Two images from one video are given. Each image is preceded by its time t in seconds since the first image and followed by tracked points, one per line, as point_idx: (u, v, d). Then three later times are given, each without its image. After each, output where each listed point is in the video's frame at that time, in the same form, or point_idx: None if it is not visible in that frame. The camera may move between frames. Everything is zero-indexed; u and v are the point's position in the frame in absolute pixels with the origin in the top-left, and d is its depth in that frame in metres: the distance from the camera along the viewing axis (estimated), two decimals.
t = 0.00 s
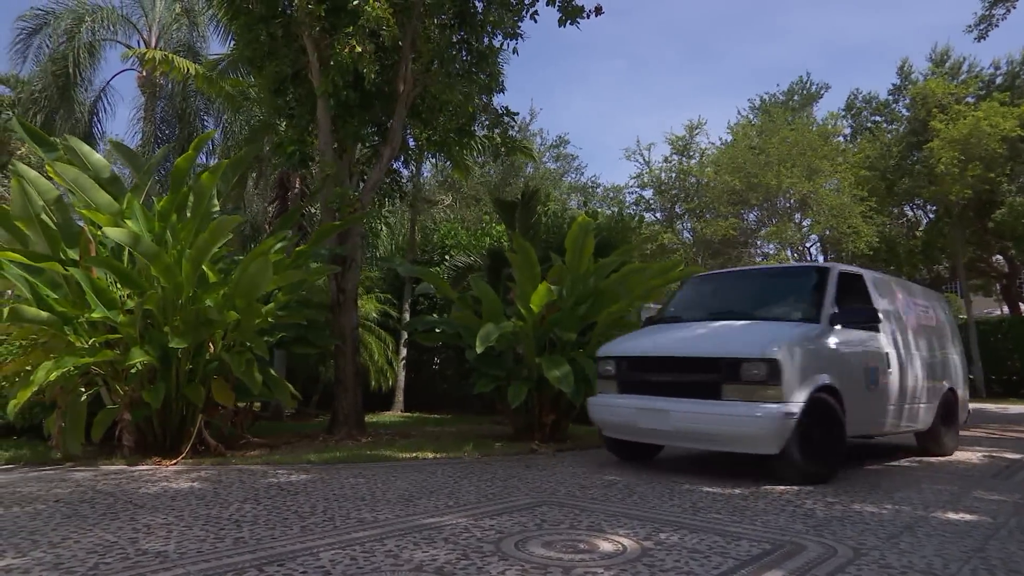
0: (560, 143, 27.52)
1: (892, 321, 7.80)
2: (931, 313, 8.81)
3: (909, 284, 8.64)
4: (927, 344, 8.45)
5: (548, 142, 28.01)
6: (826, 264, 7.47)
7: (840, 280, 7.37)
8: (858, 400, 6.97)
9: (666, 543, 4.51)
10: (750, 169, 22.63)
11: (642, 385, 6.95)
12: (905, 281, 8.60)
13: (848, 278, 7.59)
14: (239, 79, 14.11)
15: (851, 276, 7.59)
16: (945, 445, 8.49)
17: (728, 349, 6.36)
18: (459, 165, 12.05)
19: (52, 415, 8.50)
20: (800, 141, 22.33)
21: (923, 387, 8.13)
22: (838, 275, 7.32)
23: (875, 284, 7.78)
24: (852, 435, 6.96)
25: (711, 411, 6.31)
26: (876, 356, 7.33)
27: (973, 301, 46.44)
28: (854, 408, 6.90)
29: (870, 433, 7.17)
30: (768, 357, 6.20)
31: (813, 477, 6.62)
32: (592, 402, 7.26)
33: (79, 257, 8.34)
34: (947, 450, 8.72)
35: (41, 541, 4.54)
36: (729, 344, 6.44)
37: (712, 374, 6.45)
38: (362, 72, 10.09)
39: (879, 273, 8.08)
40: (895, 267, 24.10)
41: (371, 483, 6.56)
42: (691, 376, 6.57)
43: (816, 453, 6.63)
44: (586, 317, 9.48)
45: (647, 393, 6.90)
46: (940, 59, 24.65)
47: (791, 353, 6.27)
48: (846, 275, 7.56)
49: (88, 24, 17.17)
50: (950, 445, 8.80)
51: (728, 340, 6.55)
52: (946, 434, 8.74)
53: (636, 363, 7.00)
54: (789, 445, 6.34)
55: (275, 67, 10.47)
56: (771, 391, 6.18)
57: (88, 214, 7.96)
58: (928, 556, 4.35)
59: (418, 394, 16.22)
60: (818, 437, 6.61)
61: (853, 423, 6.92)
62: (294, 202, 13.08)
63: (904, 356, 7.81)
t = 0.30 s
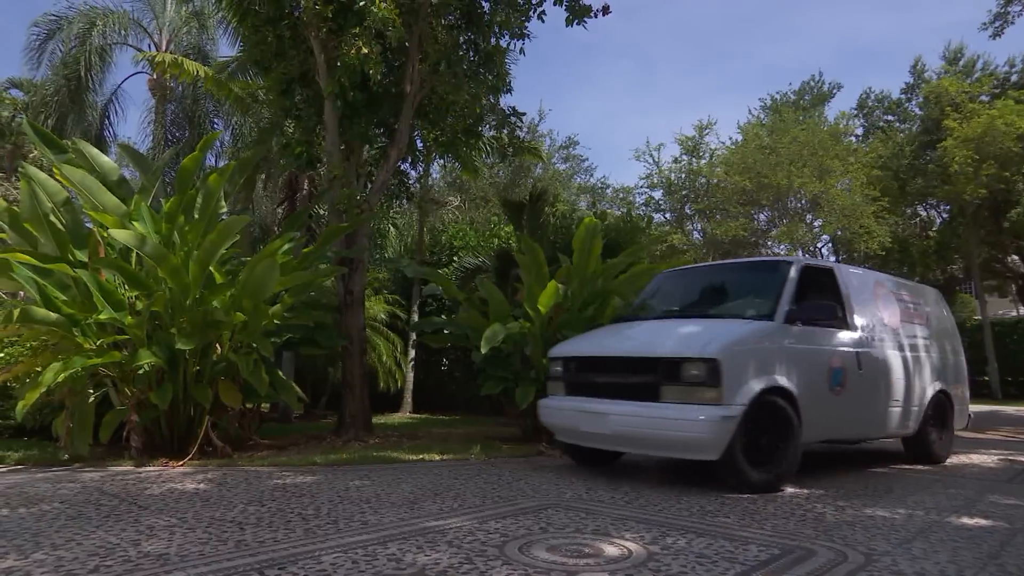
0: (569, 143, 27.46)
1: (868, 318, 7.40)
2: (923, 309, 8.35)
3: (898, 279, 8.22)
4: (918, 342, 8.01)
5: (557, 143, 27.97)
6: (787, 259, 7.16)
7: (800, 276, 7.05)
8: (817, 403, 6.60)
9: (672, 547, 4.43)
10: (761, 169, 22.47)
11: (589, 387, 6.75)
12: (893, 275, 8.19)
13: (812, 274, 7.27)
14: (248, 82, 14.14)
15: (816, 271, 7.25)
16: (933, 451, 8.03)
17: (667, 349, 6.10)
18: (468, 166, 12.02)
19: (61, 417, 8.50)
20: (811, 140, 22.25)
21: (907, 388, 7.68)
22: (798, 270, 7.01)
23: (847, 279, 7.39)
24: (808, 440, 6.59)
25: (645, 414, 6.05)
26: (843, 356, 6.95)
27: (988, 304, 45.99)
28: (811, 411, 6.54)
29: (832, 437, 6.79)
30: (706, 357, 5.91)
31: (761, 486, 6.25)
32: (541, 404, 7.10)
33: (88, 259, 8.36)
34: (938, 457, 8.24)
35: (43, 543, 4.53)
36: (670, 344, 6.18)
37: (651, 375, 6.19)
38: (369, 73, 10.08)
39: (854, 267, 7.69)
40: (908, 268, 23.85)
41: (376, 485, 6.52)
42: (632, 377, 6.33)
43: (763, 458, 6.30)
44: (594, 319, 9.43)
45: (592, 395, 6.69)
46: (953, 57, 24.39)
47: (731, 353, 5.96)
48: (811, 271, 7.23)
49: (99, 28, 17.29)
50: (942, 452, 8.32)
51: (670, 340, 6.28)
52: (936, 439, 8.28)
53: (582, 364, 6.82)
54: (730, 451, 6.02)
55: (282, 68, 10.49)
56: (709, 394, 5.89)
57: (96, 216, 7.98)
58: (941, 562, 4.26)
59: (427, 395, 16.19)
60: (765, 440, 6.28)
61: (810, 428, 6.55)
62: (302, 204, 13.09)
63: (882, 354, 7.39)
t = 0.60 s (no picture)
0: (585, 144, 27.35)
1: (843, 315, 7.08)
2: (913, 306, 8.02)
3: (886, 274, 7.91)
4: (906, 341, 7.69)
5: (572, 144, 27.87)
6: (753, 252, 6.84)
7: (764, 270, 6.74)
8: (779, 405, 6.32)
9: (686, 552, 4.35)
10: (779, 168, 22.21)
11: (537, 388, 6.57)
12: (880, 270, 7.87)
13: (780, 267, 6.96)
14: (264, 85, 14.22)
15: (784, 265, 6.93)
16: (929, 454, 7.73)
17: (608, 348, 5.91)
18: (482, 166, 11.98)
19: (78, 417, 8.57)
20: (829, 138, 22.00)
21: (889, 392, 7.33)
22: (761, 265, 6.69)
23: (819, 273, 7.06)
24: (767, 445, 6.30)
25: (585, 417, 5.86)
26: (811, 356, 6.67)
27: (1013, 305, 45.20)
28: (771, 414, 6.25)
29: (797, 442, 6.49)
30: (646, 357, 5.70)
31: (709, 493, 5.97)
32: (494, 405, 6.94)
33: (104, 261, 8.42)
34: (934, 466, 7.90)
35: (56, 544, 4.55)
36: (614, 344, 5.99)
37: (594, 375, 6.02)
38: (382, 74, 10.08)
39: (831, 260, 7.37)
40: (930, 268, 23.45)
41: (388, 487, 6.49)
42: (577, 378, 6.16)
43: (713, 465, 6.01)
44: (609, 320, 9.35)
45: (541, 396, 6.51)
46: (976, 52, 23.97)
47: (674, 354, 5.73)
48: (779, 264, 6.92)
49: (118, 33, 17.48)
50: (939, 462, 7.98)
51: (615, 339, 6.08)
52: (932, 446, 7.99)
53: (532, 364, 6.65)
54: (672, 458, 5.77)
55: (296, 70, 10.53)
56: (650, 395, 5.68)
57: (113, 218, 8.04)
58: (966, 570, 4.13)
59: (442, 396, 16.18)
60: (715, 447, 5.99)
61: (769, 432, 6.26)
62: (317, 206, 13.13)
63: (859, 355, 7.06)
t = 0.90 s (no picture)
0: (614, 145, 27.16)
1: (829, 311, 6.76)
2: (919, 301, 7.60)
3: (888, 267, 7.53)
4: (907, 339, 7.30)
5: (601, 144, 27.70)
6: (727, 245, 6.61)
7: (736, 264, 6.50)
8: (748, 408, 6.08)
9: (717, 559, 4.24)
10: (812, 167, 21.76)
11: (499, 387, 6.48)
12: (880, 264, 7.51)
13: (757, 261, 6.71)
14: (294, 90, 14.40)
15: (762, 258, 6.68)
16: (933, 460, 7.37)
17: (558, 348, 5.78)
18: (510, 168, 11.96)
19: (114, 418, 8.74)
20: (865, 135, 21.41)
21: (880, 395, 6.98)
22: (733, 258, 6.46)
23: (802, 267, 6.78)
24: (734, 450, 6.08)
25: (536, 419, 5.76)
26: (789, 356, 6.39)
27: None
28: (738, 417, 6.02)
29: (771, 446, 6.24)
30: (593, 356, 5.57)
31: (664, 501, 5.77)
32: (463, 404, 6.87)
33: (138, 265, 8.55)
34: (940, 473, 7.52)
35: (88, 542, 4.64)
36: (566, 342, 5.86)
37: (544, 375, 5.90)
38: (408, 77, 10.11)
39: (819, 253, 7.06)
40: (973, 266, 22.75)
41: (414, 489, 6.49)
42: (528, 378, 6.06)
43: (671, 471, 5.80)
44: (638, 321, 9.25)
45: (501, 396, 6.42)
46: (1021, 44, 23.17)
47: (623, 352, 5.57)
48: (756, 258, 6.67)
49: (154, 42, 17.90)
50: (946, 470, 7.60)
51: (570, 337, 5.95)
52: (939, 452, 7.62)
53: (492, 363, 6.55)
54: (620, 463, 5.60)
55: (324, 75, 10.65)
56: (600, 395, 5.54)
57: (146, 222, 8.18)
58: None
59: (471, 398, 16.20)
60: (674, 453, 5.79)
61: (736, 436, 6.04)
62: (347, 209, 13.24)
63: (845, 355, 6.74)
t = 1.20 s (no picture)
0: (645, 143, 26.86)
1: (814, 307, 6.51)
2: (925, 297, 7.20)
3: (891, 260, 7.17)
4: (909, 336, 6.93)
5: (633, 143, 27.42)
6: (701, 239, 6.45)
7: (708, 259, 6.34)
8: (715, 409, 5.93)
9: (751, 565, 4.14)
10: (850, 162, 21.22)
11: (463, 387, 6.48)
12: (882, 256, 7.16)
13: (734, 255, 6.53)
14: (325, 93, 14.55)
15: (739, 251, 6.49)
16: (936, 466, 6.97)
17: (510, 348, 5.77)
18: (541, 167, 11.90)
19: (152, 416, 8.93)
20: (907, 129, 20.80)
21: (873, 397, 6.64)
22: (704, 253, 6.31)
23: (784, 260, 6.55)
24: (700, 452, 5.94)
25: (488, 420, 5.76)
26: (764, 355, 6.19)
27: None
28: (703, 419, 5.88)
29: (743, 450, 6.06)
30: (542, 356, 5.55)
31: (618, 506, 5.66)
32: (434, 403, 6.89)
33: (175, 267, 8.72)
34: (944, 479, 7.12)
35: (125, 540, 4.73)
36: (521, 341, 5.82)
37: (497, 375, 5.91)
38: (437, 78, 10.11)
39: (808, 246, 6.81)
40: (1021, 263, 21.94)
41: (443, 490, 6.48)
42: (485, 378, 6.04)
43: (627, 474, 5.73)
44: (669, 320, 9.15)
45: (465, 396, 6.43)
46: None
47: (572, 353, 5.52)
48: (734, 251, 6.49)
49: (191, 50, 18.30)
50: (951, 477, 7.18)
51: (529, 336, 5.91)
52: (944, 457, 7.20)
53: (457, 362, 6.56)
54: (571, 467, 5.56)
55: (354, 77, 10.73)
56: (548, 396, 5.52)
57: (182, 225, 8.35)
58: None
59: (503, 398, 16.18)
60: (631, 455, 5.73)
61: (701, 438, 5.89)
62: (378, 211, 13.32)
63: (831, 353, 6.46)
